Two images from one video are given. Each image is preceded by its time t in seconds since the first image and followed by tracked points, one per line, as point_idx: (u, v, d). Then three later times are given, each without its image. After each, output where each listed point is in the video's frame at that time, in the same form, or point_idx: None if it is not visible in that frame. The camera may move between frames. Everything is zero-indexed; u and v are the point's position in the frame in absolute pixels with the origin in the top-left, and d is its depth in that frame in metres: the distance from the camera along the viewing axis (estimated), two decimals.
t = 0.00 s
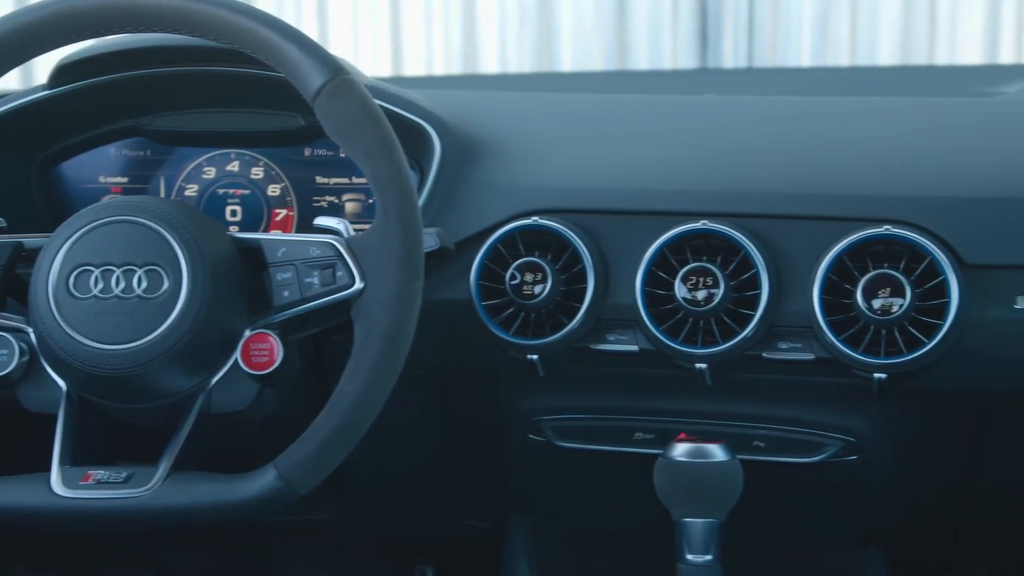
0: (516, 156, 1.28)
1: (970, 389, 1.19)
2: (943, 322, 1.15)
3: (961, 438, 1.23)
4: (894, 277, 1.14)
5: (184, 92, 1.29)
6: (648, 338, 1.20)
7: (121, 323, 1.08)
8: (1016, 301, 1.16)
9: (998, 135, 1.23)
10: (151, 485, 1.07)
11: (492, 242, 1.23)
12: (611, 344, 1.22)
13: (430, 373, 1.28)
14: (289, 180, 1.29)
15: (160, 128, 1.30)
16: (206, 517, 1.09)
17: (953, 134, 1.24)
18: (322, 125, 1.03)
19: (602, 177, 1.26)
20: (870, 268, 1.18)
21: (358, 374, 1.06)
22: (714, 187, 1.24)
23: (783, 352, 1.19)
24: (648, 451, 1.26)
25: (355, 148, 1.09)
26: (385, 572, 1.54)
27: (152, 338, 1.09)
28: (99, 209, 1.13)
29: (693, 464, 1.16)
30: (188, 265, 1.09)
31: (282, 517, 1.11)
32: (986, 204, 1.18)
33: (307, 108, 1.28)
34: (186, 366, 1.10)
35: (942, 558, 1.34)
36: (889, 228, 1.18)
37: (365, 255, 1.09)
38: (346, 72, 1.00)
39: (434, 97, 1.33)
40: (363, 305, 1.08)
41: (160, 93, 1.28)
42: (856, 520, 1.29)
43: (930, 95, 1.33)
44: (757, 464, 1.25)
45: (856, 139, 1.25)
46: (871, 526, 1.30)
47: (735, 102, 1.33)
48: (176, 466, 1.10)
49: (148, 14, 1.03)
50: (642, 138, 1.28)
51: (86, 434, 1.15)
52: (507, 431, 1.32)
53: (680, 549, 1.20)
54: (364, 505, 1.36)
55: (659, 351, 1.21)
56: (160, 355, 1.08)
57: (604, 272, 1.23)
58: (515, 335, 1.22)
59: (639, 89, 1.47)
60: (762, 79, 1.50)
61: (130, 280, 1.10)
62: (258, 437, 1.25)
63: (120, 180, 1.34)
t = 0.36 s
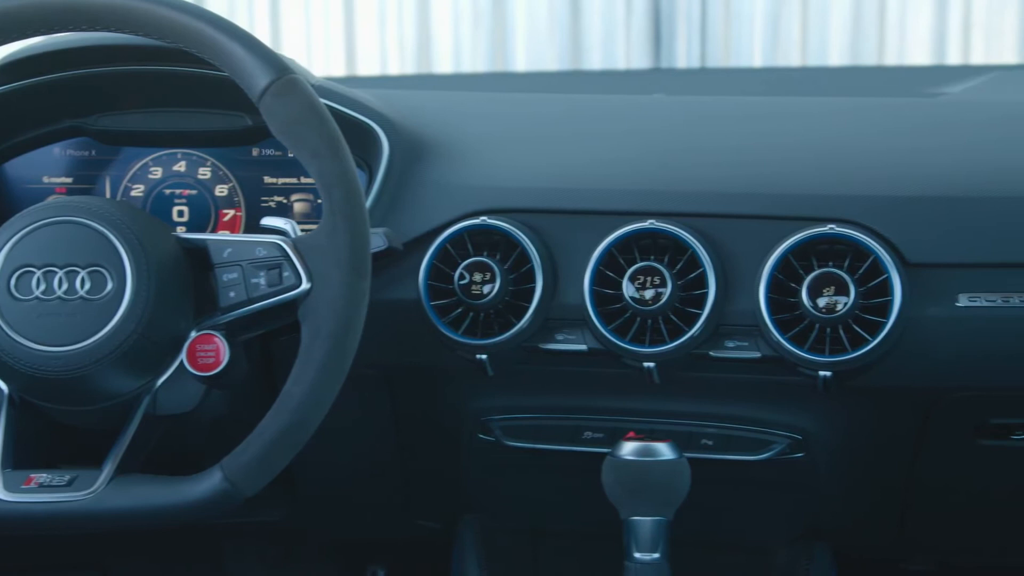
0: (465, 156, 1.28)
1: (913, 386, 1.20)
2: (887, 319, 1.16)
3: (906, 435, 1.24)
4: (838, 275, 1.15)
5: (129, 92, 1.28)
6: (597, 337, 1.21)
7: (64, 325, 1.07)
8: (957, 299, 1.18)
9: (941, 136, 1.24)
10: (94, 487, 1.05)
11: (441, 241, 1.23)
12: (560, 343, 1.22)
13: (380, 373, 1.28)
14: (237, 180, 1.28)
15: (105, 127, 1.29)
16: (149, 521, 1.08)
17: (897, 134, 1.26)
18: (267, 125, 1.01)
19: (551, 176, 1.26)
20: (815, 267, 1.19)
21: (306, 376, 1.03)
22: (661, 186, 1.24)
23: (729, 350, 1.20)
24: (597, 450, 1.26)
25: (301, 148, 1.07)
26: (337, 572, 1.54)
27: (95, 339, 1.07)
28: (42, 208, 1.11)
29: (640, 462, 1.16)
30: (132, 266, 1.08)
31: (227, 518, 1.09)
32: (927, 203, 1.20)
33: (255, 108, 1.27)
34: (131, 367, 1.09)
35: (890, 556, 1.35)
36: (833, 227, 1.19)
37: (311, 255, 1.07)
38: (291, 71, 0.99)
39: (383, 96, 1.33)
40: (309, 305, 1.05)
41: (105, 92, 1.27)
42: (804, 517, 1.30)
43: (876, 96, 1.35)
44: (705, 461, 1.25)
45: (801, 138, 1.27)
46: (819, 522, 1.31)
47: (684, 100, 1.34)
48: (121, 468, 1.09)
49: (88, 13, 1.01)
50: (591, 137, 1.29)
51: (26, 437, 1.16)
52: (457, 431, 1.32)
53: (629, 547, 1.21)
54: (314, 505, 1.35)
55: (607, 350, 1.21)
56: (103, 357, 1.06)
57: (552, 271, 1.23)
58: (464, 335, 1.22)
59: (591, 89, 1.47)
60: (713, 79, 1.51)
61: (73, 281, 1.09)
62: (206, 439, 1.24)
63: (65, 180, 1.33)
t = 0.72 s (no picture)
0: (413, 156, 1.28)
1: (859, 383, 1.21)
2: (832, 317, 1.17)
3: (852, 432, 1.25)
4: (783, 274, 1.16)
5: (73, 92, 1.27)
6: (545, 336, 1.21)
7: (5, 327, 1.05)
8: (901, 297, 1.19)
9: (885, 135, 1.25)
10: (37, 491, 1.03)
11: (389, 242, 1.23)
12: (509, 343, 1.23)
13: (329, 373, 1.27)
14: (184, 180, 1.27)
15: (49, 127, 1.28)
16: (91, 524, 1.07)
17: (843, 133, 1.27)
18: (212, 125, 0.99)
19: (500, 176, 1.26)
20: (760, 267, 1.20)
21: (253, 376, 1.02)
22: (609, 185, 1.25)
23: (678, 349, 1.21)
24: (546, 448, 1.27)
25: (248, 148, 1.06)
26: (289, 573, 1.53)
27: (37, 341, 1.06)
28: None
29: (588, 461, 1.17)
30: (74, 266, 1.06)
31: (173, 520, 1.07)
32: (872, 202, 1.21)
33: (202, 109, 1.27)
34: (73, 370, 1.07)
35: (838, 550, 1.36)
36: (778, 225, 1.20)
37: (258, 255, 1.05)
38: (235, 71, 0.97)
39: (332, 96, 1.33)
40: (256, 305, 1.03)
41: (49, 92, 1.26)
42: (752, 514, 1.31)
43: (823, 95, 1.36)
44: (654, 459, 1.26)
45: (748, 138, 1.27)
46: (768, 518, 1.32)
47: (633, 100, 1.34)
48: (65, 471, 1.07)
49: (28, 13, 0.99)
50: (540, 137, 1.29)
51: None
52: (407, 431, 1.32)
53: (578, 546, 1.21)
54: (264, 507, 1.35)
55: (555, 350, 1.21)
56: (44, 360, 1.05)
57: (501, 271, 1.23)
58: (413, 335, 1.22)
59: (542, 89, 1.47)
60: (664, 78, 1.52)
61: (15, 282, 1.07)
62: (153, 441, 1.23)
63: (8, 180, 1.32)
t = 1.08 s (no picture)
0: (364, 156, 1.28)
1: (806, 381, 1.22)
2: (780, 316, 1.18)
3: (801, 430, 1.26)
4: (731, 273, 1.17)
5: (19, 92, 1.26)
6: (495, 336, 1.21)
7: None
8: (847, 295, 1.20)
9: (832, 135, 1.27)
10: None
11: (338, 242, 1.23)
12: (459, 343, 1.22)
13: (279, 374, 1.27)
14: (131, 180, 1.26)
15: None
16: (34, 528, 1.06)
17: (790, 133, 1.28)
18: (156, 125, 0.98)
19: (450, 176, 1.26)
20: (708, 266, 1.20)
21: (200, 376, 1.01)
22: (560, 185, 1.25)
23: (628, 349, 1.21)
24: (497, 448, 1.27)
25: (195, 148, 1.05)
26: None
27: None
28: None
29: (538, 460, 1.17)
30: (19, 265, 1.04)
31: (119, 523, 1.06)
32: (818, 201, 1.22)
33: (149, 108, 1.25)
34: (17, 372, 1.04)
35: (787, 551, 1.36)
36: (726, 225, 1.20)
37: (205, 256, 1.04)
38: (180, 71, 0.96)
39: (282, 96, 1.32)
40: (203, 306, 1.02)
41: None
42: (702, 512, 1.31)
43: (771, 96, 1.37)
44: (604, 458, 1.26)
45: (697, 138, 1.28)
46: (717, 518, 1.32)
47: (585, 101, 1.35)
48: (7, 474, 1.05)
49: None
50: (490, 137, 1.29)
51: None
52: (358, 432, 1.31)
53: (528, 546, 1.21)
54: (214, 509, 1.34)
55: (505, 350, 1.21)
56: None
57: (451, 271, 1.23)
58: (363, 336, 1.22)
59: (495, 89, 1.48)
60: (616, 78, 1.52)
61: None
62: (101, 443, 1.22)
63: None
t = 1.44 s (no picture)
0: (311, 157, 1.28)
1: (750, 380, 1.23)
2: (724, 315, 1.19)
3: (747, 428, 1.27)
4: (676, 272, 1.17)
5: None
6: (441, 336, 1.21)
7: None
8: (790, 294, 1.21)
9: (777, 136, 1.28)
10: None
11: (284, 243, 1.22)
12: (405, 343, 1.22)
13: (225, 375, 1.26)
14: (74, 180, 1.25)
15: None
16: None
17: (735, 133, 1.28)
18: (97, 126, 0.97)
19: (396, 177, 1.26)
20: (654, 266, 1.21)
21: (142, 379, 0.99)
22: (505, 185, 1.25)
23: (574, 349, 1.21)
24: (444, 449, 1.27)
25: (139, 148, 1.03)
26: None
27: None
28: None
29: (484, 461, 1.17)
30: None
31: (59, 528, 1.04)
32: (762, 201, 1.22)
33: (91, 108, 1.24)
34: None
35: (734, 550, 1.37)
36: (671, 225, 1.21)
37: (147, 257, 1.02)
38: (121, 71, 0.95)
39: (230, 98, 1.32)
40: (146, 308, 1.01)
41: None
42: (649, 510, 1.32)
43: (718, 96, 1.38)
44: (551, 458, 1.26)
45: (643, 138, 1.29)
46: (664, 517, 1.33)
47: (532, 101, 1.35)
48: None
49: None
50: (437, 138, 1.29)
51: None
52: (306, 434, 1.31)
53: (474, 546, 1.22)
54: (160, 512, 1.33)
55: (452, 350, 1.21)
56: None
57: (398, 271, 1.23)
58: (309, 337, 1.22)
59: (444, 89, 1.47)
60: (566, 78, 1.52)
61: None
62: (43, 447, 1.21)
63: None
